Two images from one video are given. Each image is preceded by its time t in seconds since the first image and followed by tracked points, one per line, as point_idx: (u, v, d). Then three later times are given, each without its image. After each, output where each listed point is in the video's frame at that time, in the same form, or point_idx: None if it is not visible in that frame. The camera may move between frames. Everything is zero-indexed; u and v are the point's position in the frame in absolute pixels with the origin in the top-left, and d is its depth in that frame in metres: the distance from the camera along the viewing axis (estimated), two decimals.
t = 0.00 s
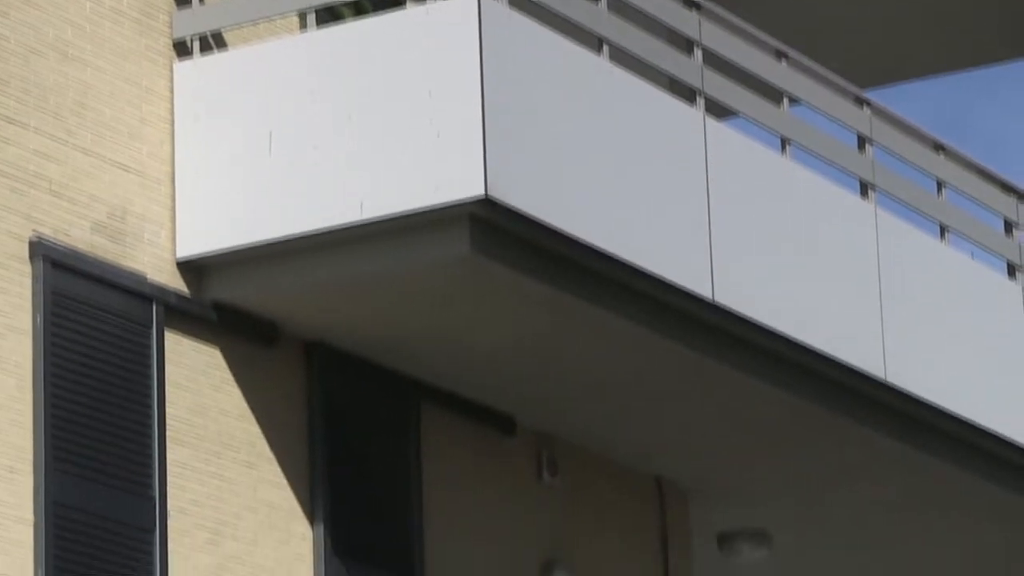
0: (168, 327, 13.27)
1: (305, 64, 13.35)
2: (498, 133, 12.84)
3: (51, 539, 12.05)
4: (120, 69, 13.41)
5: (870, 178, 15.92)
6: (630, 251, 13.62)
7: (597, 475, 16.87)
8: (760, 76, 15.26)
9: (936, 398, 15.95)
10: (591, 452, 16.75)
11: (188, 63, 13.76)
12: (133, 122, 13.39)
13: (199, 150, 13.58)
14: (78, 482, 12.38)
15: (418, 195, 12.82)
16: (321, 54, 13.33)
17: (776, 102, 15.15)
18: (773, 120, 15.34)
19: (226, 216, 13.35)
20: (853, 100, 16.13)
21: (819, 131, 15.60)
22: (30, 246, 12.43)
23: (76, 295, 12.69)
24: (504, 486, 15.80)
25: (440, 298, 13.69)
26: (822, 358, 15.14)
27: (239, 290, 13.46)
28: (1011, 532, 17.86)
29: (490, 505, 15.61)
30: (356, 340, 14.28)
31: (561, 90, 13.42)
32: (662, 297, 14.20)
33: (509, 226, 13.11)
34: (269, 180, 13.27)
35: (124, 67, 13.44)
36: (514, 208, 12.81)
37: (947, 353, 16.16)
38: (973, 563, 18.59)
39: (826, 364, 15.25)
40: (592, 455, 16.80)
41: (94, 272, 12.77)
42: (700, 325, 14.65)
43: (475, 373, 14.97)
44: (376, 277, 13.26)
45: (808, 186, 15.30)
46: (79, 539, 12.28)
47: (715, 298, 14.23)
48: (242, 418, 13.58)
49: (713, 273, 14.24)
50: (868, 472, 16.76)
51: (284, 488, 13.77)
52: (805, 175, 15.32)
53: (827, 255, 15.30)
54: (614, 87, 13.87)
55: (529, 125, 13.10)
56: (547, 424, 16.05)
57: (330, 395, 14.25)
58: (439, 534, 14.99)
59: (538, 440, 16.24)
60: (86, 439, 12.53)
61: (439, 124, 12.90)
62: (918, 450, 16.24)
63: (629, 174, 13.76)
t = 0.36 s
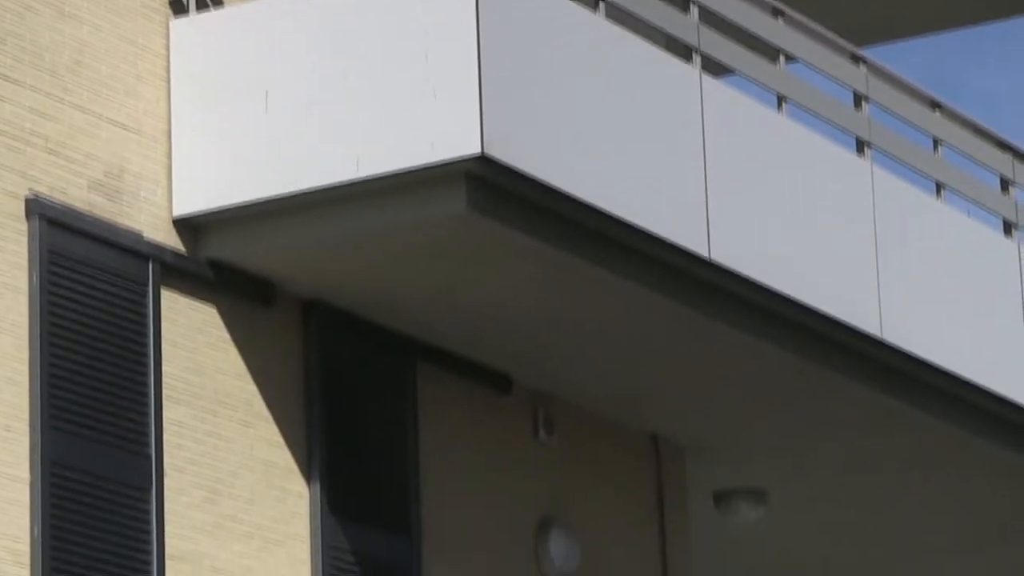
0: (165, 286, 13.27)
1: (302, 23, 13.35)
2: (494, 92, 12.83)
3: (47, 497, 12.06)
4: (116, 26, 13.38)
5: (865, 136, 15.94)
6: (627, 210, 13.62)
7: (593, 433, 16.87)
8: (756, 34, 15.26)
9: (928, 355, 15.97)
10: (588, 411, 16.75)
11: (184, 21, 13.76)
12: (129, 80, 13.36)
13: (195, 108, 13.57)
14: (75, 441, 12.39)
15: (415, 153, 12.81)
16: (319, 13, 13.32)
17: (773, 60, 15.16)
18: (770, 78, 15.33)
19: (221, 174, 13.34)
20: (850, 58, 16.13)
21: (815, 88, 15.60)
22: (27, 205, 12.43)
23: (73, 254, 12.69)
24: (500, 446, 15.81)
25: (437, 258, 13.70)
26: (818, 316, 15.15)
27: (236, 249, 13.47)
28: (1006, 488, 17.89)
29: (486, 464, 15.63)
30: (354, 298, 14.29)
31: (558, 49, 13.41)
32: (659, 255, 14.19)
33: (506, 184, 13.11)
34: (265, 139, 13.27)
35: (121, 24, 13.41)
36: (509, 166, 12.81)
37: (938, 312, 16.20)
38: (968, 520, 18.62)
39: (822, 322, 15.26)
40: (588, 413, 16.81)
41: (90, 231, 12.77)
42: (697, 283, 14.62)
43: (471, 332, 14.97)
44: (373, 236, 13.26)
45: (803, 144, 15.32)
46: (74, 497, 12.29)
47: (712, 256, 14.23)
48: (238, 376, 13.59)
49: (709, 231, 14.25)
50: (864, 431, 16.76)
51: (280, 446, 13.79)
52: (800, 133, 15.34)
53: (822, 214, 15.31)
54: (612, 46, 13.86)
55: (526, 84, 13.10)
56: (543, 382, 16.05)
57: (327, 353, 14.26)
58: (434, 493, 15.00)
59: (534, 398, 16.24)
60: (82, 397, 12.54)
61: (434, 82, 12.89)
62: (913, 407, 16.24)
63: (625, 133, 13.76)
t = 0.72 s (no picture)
0: (161, 261, 13.27)
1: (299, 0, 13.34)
2: (491, 69, 12.82)
3: (43, 472, 12.07)
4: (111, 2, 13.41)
5: (861, 111, 15.94)
6: (623, 186, 13.60)
7: (590, 409, 16.88)
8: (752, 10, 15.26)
9: (924, 330, 15.97)
10: (583, 386, 16.75)
11: None
12: (125, 56, 13.40)
13: (192, 84, 13.59)
14: (71, 416, 12.40)
15: (411, 129, 12.79)
16: None
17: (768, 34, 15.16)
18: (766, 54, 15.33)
19: (218, 150, 13.34)
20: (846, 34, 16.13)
21: (811, 62, 15.60)
22: (23, 179, 12.44)
23: (70, 229, 12.70)
24: (495, 422, 15.81)
25: (433, 234, 13.69)
26: (813, 290, 15.14)
27: (233, 224, 13.47)
28: (1002, 462, 17.89)
29: (481, 439, 15.62)
30: (350, 275, 14.29)
31: (555, 25, 13.40)
32: (655, 231, 14.18)
33: (503, 159, 13.09)
34: (262, 115, 13.26)
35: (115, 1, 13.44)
36: (506, 142, 12.79)
37: (931, 287, 16.20)
38: (963, 495, 18.62)
39: (818, 297, 15.25)
40: (585, 389, 16.81)
41: (87, 207, 12.77)
42: (694, 259, 14.61)
43: (469, 308, 14.97)
44: (369, 212, 13.25)
45: (798, 119, 15.32)
46: (71, 472, 12.30)
47: (708, 231, 14.22)
48: (235, 351, 13.59)
49: (705, 208, 14.24)
50: (860, 407, 16.76)
51: (276, 421, 13.79)
52: (795, 107, 15.33)
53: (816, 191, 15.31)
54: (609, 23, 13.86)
55: (522, 60, 13.09)
56: (539, 358, 16.04)
57: (323, 329, 14.26)
58: (429, 469, 15.00)
59: (530, 373, 16.24)
60: (78, 373, 12.55)
61: (430, 59, 12.88)
62: (909, 383, 16.22)
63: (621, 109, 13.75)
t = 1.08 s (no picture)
0: (159, 226, 13.27)
1: None
2: (490, 36, 12.80)
3: (40, 438, 12.07)
4: None
5: (861, 80, 15.93)
6: (622, 153, 13.59)
7: (588, 376, 16.88)
8: None
9: (922, 299, 15.96)
10: (581, 353, 16.75)
11: None
12: (123, 21, 13.40)
13: (191, 50, 13.58)
14: (69, 382, 12.40)
15: (410, 96, 12.77)
16: None
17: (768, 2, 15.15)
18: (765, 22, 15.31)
19: (217, 117, 13.32)
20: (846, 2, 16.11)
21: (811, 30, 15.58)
22: (20, 144, 12.44)
23: (69, 195, 12.69)
24: (492, 389, 15.80)
25: (432, 201, 13.68)
26: (811, 258, 15.13)
27: (231, 189, 13.45)
28: (999, 429, 17.90)
29: (479, 405, 15.63)
30: (349, 242, 14.28)
31: None
32: (655, 199, 14.17)
33: (502, 125, 13.08)
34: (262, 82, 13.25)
35: None
36: (505, 108, 12.77)
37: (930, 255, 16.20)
38: (961, 461, 18.64)
39: (818, 265, 15.24)
40: (585, 355, 16.81)
41: (85, 172, 12.76)
42: (694, 227, 14.59)
43: (467, 275, 14.97)
44: (368, 178, 13.23)
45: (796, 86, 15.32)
46: (68, 438, 12.30)
47: (706, 199, 14.21)
48: (233, 317, 13.59)
49: (704, 176, 14.22)
50: (858, 375, 16.76)
51: (273, 387, 13.79)
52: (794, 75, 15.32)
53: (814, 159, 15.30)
54: None
55: (521, 27, 13.07)
56: (536, 325, 16.03)
57: (321, 295, 14.25)
58: (427, 437, 14.99)
59: (529, 340, 16.24)
60: (76, 339, 12.54)
61: (429, 26, 12.87)
62: (908, 352, 16.21)
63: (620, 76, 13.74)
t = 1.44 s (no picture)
0: (154, 201, 13.26)
1: None
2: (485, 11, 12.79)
3: (36, 412, 12.09)
4: None
5: (857, 55, 15.92)
6: (618, 128, 13.57)
7: (585, 351, 16.87)
8: None
9: (918, 275, 15.95)
10: (578, 328, 16.73)
11: None
12: None
13: (186, 25, 13.56)
14: (64, 356, 12.40)
15: (406, 70, 12.76)
16: None
17: None
18: None
19: (212, 92, 13.30)
20: None
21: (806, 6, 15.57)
22: (16, 119, 12.43)
23: (66, 169, 12.68)
24: (488, 364, 15.79)
25: (427, 176, 13.66)
26: (807, 234, 15.12)
27: (226, 164, 13.44)
28: (997, 404, 17.89)
29: (475, 380, 15.61)
30: (345, 218, 14.26)
31: None
32: (652, 174, 14.15)
33: (498, 100, 13.06)
34: (257, 57, 13.23)
35: None
36: (500, 82, 12.75)
37: (925, 231, 16.18)
38: (958, 436, 18.62)
39: (814, 240, 15.22)
40: (582, 330, 16.80)
41: (80, 146, 12.76)
42: (690, 203, 14.57)
43: (465, 250, 14.95)
44: (364, 153, 13.20)
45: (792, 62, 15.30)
46: (63, 413, 12.32)
47: (702, 174, 14.20)
48: (228, 292, 13.57)
49: (700, 151, 14.21)
50: (854, 350, 16.75)
51: (268, 362, 13.77)
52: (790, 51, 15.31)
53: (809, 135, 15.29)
54: None
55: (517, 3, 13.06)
56: (533, 300, 16.02)
57: (317, 270, 14.24)
58: (422, 412, 14.98)
59: (525, 314, 16.23)
60: (71, 312, 12.55)
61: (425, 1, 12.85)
62: (904, 328, 16.20)
63: (615, 51, 13.72)
